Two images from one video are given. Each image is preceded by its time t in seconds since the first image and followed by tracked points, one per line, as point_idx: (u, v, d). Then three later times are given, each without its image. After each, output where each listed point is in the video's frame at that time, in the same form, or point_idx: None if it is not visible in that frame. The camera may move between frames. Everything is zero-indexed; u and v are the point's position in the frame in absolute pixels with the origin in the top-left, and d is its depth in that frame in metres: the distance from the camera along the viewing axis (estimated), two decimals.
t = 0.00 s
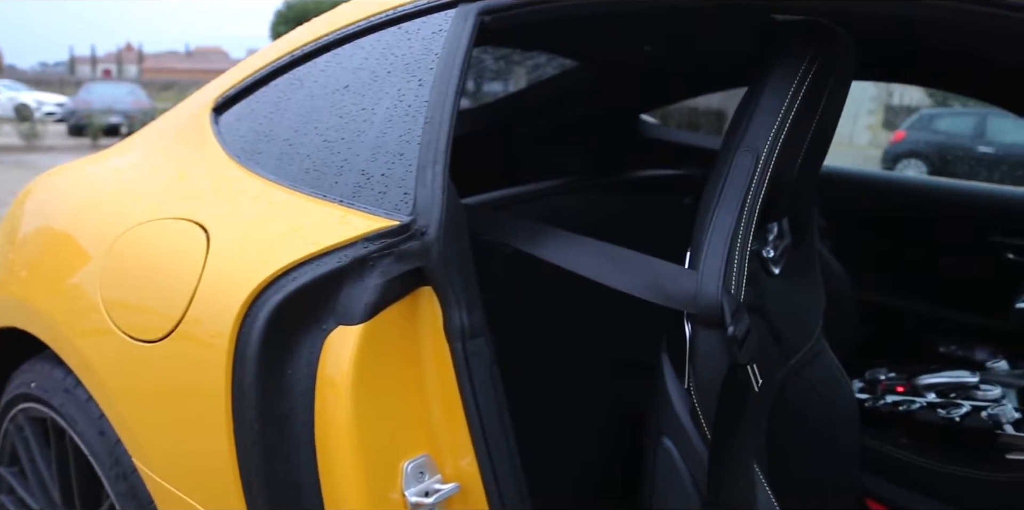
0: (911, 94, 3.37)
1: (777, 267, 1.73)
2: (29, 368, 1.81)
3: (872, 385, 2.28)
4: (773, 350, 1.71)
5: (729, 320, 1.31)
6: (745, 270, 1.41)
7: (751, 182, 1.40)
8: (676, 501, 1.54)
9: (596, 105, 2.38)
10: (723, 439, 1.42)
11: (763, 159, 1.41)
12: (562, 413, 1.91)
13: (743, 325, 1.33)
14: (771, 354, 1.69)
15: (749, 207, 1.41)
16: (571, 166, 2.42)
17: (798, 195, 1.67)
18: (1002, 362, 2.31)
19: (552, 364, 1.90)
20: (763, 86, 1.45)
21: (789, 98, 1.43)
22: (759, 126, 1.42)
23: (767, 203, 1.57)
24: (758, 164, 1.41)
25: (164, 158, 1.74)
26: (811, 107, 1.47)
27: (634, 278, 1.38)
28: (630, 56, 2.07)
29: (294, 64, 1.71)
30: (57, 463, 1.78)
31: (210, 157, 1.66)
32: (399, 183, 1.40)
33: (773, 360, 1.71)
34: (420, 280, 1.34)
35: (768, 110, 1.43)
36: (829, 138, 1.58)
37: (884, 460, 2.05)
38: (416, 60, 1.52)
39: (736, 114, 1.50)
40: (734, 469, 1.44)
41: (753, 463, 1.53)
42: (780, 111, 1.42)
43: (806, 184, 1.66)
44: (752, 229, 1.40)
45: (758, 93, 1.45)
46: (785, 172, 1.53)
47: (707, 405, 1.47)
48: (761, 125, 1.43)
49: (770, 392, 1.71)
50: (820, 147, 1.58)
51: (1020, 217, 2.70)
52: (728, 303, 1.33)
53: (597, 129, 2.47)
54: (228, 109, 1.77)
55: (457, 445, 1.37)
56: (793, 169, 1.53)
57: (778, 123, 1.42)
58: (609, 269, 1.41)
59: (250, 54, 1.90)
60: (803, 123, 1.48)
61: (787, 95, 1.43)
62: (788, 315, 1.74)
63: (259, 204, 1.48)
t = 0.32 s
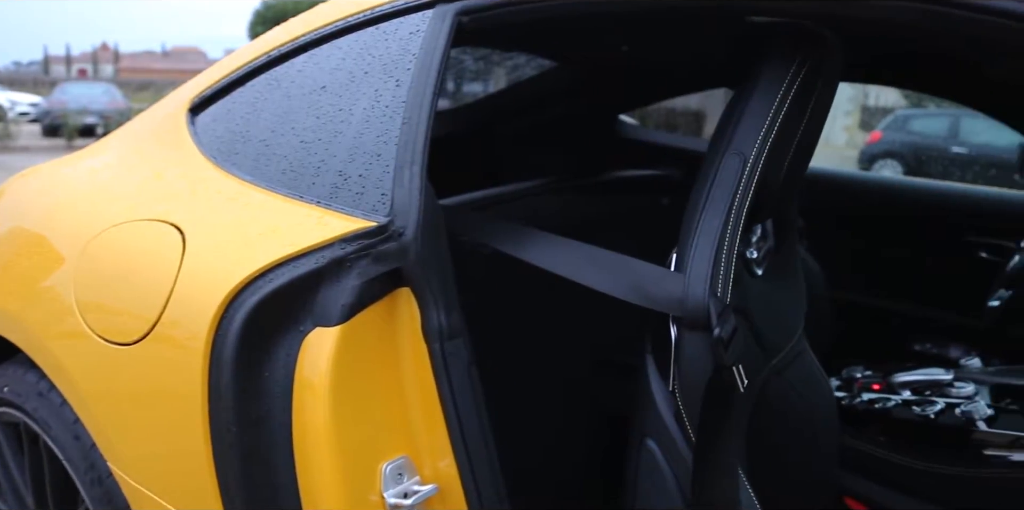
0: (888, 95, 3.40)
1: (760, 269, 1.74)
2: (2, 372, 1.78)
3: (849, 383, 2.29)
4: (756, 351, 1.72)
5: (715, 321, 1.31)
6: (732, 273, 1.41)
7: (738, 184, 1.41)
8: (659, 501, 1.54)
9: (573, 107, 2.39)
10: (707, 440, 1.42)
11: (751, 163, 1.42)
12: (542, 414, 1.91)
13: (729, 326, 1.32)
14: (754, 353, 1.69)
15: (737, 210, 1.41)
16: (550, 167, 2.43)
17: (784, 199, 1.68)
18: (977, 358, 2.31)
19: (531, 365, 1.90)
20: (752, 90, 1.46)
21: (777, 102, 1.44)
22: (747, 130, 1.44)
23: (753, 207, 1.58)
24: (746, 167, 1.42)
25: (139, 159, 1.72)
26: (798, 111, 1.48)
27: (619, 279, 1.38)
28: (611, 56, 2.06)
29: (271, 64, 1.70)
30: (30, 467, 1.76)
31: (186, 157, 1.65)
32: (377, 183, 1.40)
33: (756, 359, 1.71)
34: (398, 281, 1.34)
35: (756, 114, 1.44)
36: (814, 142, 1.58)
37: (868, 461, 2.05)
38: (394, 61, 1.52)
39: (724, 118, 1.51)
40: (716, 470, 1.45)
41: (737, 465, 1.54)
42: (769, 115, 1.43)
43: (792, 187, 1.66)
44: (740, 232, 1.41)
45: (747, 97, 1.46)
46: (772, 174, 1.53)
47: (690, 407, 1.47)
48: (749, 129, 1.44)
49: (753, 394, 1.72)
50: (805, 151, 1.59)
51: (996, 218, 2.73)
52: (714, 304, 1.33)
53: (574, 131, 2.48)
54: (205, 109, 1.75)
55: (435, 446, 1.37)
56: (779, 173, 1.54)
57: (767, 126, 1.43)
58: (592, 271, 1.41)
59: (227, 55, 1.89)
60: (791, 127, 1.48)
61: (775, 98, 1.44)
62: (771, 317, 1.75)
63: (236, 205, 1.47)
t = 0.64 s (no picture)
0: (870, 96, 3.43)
1: (743, 269, 1.75)
2: None
3: (831, 381, 2.31)
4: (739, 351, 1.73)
5: (697, 321, 1.32)
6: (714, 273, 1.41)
7: (720, 184, 1.41)
8: (642, 500, 1.55)
9: (558, 108, 2.41)
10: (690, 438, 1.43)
11: (732, 163, 1.43)
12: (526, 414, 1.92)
13: (711, 325, 1.34)
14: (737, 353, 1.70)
15: (719, 210, 1.42)
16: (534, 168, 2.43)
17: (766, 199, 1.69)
18: (956, 356, 2.34)
19: (516, 365, 1.91)
20: (733, 90, 1.46)
21: (759, 103, 1.44)
22: (729, 130, 1.44)
23: (737, 207, 1.59)
24: (728, 167, 1.42)
25: (120, 159, 1.71)
26: (780, 112, 1.49)
27: (603, 279, 1.38)
28: (595, 56, 2.07)
29: (254, 64, 1.69)
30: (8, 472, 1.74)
31: (168, 158, 1.64)
32: (359, 184, 1.39)
33: (739, 358, 1.72)
34: (381, 282, 1.34)
35: (738, 115, 1.44)
36: (795, 143, 1.60)
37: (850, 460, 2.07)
38: (377, 61, 1.51)
39: (707, 118, 1.52)
40: (697, 469, 1.46)
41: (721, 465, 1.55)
42: (750, 115, 1.44)
43: (774, 188, 1.67)
44: (722, 232, 1.42)
45: (729, 98, 1.47)
46: (754, 175, 1.54)
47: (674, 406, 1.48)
48: (731, 129, 1.44)
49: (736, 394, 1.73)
50: (788, 151, 1.60)
51: (976, 218, 2.76)
52: (697, 304, 1.34)
53: (559, 131, 2.48)
54: (186, 110, 1.74)
55: (420, 447, 1.37)
56: (761, 173, 1.55)
57: (749, 126, 1.44)
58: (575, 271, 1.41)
59: (208, 55, 1.88)
60: (773, 128, 1.49)
61: (757, 99, 1.44)
62: (754, 316, 1.76)
63: (218, 206, 1.47)
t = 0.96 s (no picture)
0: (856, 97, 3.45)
1: (730, 268, 1.75)
2: None
3: (818, 380, 2.32)
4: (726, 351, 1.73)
5: (685, 321, 1.33)
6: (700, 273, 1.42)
7: (707, 185, 1.42)
8: (630, 500, 1.55)
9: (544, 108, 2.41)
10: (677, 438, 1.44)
11: (719, 163, 1.43)
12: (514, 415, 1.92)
13: (699, 325, 1.36)
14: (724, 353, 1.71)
15: (706, 210, 1.42)
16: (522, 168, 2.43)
17: (753, 199, 1.69)
18: (941, 354, 2.36)
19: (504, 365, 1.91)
20: (719, 91, 1.47)
21: (745, 103, 1.45)
22: (715, 130, 1.45)
23: (723, 207, 1.59)
24: (715, 167, 1.43)
25: (106, 159, 1.70)
26: (766, 112, 1.50)
27: (590, 279, 1.38)
28: (582, 56, 2.07)
29: (241, 64, 1.69)
30: None
31: (153, 159, 1.63)
32: (346, 184, 1.39)
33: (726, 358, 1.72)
34: (368, 283, 1.34)
35: (725, 115, 1.45)
36: (781, 143, 1.60)
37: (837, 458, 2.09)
38: (364, 61, 1.51)
39: (693, 119, 1.52)
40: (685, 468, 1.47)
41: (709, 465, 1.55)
42: (737, 116, 1.44)
43: (760, 188, 1.68)
44: (709, 232, 1.42)
45: (715, 99, 1.48)
46: (741, 175, 1.54)
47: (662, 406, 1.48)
48: (717, 129, 1.45)
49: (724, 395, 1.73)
50: (774, 151, 1.61)
51: (961, 218, 2.78)
52: (684, 304, 1.34)
53: (547, 131, 2.49)
54: (173, 110, 1.74)
55: (407, 448, 1.37)
56: (748, 173, 1.55)
57: (735, 127, 1.44)
58: (563, 270, 1.41)
59: (194, 55, 1.87)
60: (759, 128, 1.50)
61: (744, 99, 1.45)
62: (741, 315, 1.77)
63: (204, 207, 1.46)
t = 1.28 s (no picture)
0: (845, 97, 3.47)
1: (721, 268, 1.75)
2: None
3: (810, 380, 2.31)
4: (717, 350, 1.73)
5: (675, 320, 1.32)
6: (691, 273, 1.42)
7: (698, 185, 1.42)
8: (621, 500, 1.55)
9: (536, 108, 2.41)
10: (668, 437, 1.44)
11: (710, 162, 1.44)
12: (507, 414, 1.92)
13: (688, 325, 1.34)
14: (715, 352, 1.71)
15: (697, 209, 1.42)
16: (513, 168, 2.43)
17: (744, 199, 1.69)
18: (931, 353, 2.38)
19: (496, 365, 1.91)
20: (710, 91, 1.48)
21: (735, 103, 1.45)
22: (705, 131, 1.45)
23: (714, 206, 1.60)
24: (705, 167, 1.43)
25: (96, 160, 1.69)
26: (756, 111, 1.50)
27: (580, 279, 1.38)
28: (573, 56, 2.07)
29: (231, 65, 1.68)
30: None
31: (143, 159, 1.62)
32: (337, 184, 1.39)
33: (717, 357, 1.72)
34: (359, 283, 1.34)
35: (715, 116, 1.45)
36: (772, 143, 1.61)
37: (827, 457, 2.09)
38: (354, 61, 1.51)
39: (683, 119, 1.53)
40: (676, 467, 1.47)
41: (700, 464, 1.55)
42: (727, 116, 1.45)
43: (751, 188, 1.68)
44: (699, 232, 1.42)
45: (705, 99, 1.48)
46: (732, 175, 1.54)
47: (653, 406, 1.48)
48: (707, 130, 1.45)
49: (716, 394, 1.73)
50: (765, 151, 1.61)
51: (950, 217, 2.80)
52: (674, 304, 1.33)
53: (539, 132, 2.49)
54: (163, 111, 1.73)
55: (399, 448, 1.38)
56: (739, 173, 1.55)
57: (725, 127, 1.45)
58: (554, 271, 1.41)
59: (184, 56, 1.86)
60: (749, 128, 1.50)
61: (734, 100, 1.45)
62: (733, 315, 1.77)
63: (195, 207, 1.45)
